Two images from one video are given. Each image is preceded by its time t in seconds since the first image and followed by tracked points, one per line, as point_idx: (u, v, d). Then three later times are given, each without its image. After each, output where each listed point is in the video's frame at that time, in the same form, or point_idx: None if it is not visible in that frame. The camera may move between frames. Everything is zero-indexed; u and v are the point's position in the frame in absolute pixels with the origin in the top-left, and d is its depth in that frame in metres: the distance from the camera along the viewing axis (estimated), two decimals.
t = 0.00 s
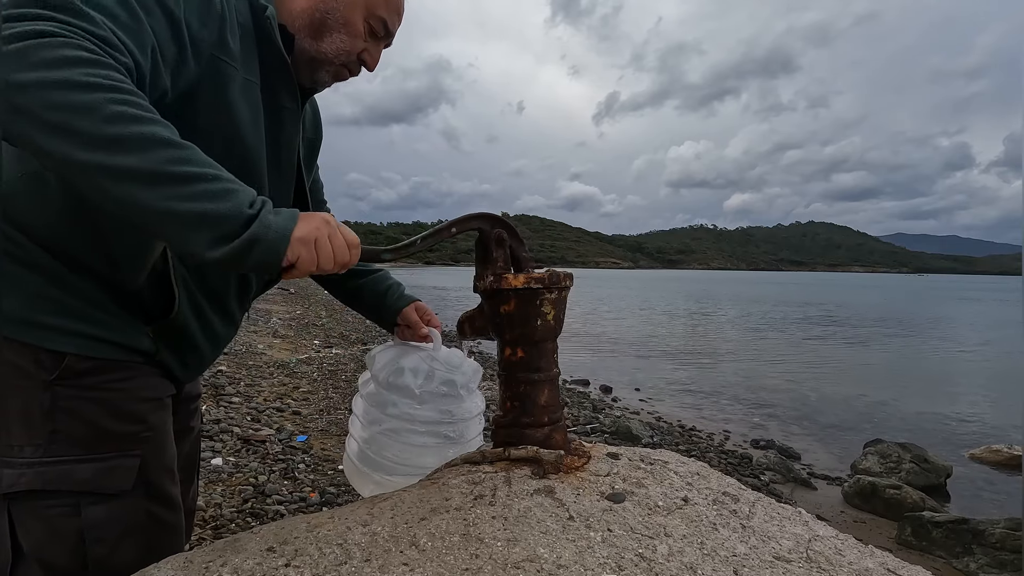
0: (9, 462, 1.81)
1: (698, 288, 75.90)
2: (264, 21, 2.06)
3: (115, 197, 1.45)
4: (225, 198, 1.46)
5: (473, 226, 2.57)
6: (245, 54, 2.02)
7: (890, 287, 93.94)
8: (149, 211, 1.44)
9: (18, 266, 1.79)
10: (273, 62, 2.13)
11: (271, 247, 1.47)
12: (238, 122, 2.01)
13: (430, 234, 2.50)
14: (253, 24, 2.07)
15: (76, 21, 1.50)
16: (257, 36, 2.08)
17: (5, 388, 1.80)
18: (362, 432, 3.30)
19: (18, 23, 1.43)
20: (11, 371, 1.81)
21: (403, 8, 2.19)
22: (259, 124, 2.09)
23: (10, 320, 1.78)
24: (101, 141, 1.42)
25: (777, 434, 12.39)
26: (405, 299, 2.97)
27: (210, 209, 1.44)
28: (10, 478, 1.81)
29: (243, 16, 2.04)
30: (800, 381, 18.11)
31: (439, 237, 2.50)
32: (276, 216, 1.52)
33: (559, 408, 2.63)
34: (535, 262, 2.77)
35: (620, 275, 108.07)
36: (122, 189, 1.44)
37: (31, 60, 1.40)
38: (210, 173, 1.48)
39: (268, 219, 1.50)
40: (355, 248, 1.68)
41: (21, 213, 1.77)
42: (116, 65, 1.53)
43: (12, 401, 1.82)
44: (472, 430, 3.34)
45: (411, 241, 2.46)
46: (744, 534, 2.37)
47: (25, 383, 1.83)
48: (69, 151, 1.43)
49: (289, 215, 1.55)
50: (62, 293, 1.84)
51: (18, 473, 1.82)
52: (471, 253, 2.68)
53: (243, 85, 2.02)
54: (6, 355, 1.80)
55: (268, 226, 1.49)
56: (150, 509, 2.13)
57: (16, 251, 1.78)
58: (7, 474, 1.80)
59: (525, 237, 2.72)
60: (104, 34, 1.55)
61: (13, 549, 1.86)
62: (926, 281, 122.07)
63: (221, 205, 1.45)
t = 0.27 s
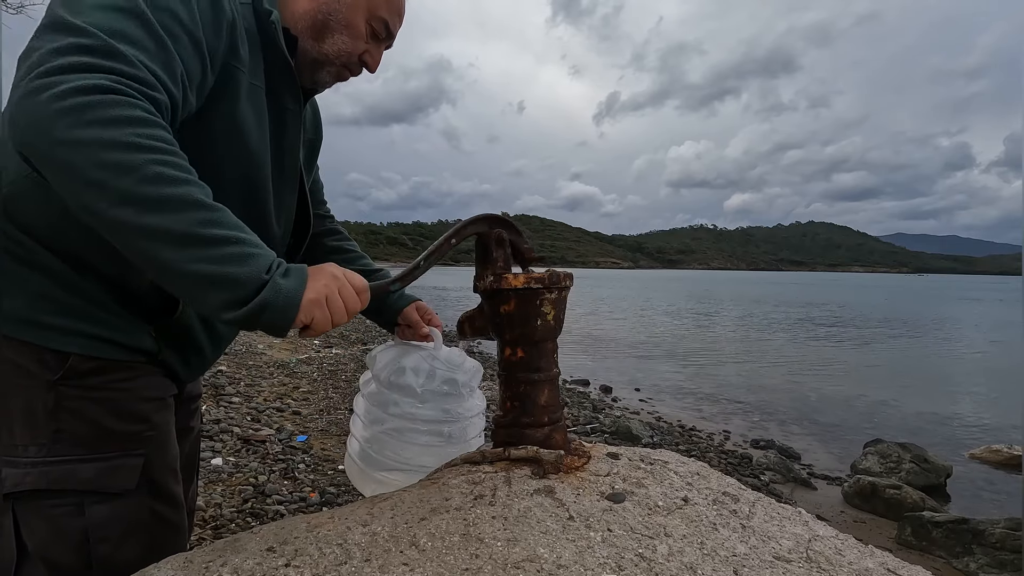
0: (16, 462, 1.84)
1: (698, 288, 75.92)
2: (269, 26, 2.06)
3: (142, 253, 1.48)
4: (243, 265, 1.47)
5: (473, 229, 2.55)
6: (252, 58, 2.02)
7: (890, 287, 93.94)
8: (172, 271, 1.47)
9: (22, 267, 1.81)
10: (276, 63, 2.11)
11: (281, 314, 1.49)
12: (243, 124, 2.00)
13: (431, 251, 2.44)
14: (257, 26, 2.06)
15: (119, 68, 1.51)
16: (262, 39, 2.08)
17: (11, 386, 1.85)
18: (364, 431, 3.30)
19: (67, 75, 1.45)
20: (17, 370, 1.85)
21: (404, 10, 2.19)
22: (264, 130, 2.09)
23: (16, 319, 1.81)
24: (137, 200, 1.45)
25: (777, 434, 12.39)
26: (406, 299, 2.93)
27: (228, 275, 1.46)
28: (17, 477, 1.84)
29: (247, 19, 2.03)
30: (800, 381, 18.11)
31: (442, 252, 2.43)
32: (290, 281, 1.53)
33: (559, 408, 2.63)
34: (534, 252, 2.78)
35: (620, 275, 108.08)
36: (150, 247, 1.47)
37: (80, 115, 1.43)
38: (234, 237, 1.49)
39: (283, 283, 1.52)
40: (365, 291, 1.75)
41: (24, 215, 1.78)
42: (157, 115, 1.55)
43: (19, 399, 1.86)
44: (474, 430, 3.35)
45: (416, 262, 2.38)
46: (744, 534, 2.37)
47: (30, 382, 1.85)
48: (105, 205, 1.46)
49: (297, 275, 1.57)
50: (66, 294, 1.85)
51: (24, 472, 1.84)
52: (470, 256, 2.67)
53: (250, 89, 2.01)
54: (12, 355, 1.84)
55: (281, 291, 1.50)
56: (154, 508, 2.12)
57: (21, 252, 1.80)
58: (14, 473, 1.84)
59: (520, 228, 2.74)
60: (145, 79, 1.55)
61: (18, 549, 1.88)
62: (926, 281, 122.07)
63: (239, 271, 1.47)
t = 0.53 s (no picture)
0: (20, 461, 1.85)
1: (698, 288, 75.95)
2: (274, 31, 2.02)
3: (171, 283, 1.51)
4: (269, 305, 1.53)
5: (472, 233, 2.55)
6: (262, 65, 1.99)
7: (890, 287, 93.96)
8: (200, 304, 1.51)
9: (27, 266, 1.82)
10: (281, 66, 2.06)
11: (300, 357, 1.55)
12: (249, 129, 1.98)
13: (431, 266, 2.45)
14: (262, 29, 2.01)
15: (165, 100, 1.54)
16: (268, 44, 2.03)
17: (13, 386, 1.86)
18: (365, 430, 3.31)
19: (114, 105, 1.47)
20: (21, 370, 1.85)
21: (407, 12, 2.18)
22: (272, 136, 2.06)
23: (20, 319, 1.83)
24: (175, 233, 1.48)
25: (777, 433, 12.39)
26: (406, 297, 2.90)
27: (255, 314, 1.51)
28: (22, 476, 1.84)
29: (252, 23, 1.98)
30: (800, 381, 18.11)
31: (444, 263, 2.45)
32: (310, 326, 1.60)
33: (559, 408, 2.62)
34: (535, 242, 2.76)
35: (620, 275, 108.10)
36: (180, 279, 1.50)
37: (128, 148, 1.46)
38: (264, 278, 1.54)
39: (302, 327, 1.58)
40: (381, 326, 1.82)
41: (30, 214, 1.79)
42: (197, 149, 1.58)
43: (23, 399, 1.87)
44: (475, 429, 3.34)
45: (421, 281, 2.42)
46: (744, 534, 2.37)
47: (33, 381, 1.86)
48: (140, 235, 1.48)
49: (317, 319, 1.64)
50: (70, 293, 1.85)
51: (28, 471, 1.85)
52: (470, 257, 2.67)
53: (258, 96, 1.99)
54: (16, 356, 1.85)
55: (301, 335, 1.56)
56: (158, 508, 2.12)
57: (25, 251, 1.81)
58: (18, 472, 1.84)
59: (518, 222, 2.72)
60: (187, 112, 1.59)
61: (22, 550, 1.88)
62: (926, 281, 122.09)
63: (265, 311, 1.52)
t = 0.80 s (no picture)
0: (21, 461, 1.85)
1: (698, 288, 75.93)
2: (276, 34, 2.01)
3: (200, 309, 1.53)
4: (293, 338, 1.55)
5: (472, 236, 2.51)
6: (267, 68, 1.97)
7: (890, 287, 93.98)
8: (226, 332, 1.53)
9: (29, 267, 1.82)
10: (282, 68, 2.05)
11: (318, 390, 1.58)
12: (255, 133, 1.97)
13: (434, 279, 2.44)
14: (265, 33, 2.00)
15: (205, 129, 1.55)
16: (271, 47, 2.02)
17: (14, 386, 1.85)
18: (362, 430, 3.30)
19: (158, 132, 1.49)
20: (22, 370, 1.85)
21: (407, 13, 2.19)
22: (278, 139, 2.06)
23: (22, 320, 1.82)
24: (210, 261, 1.49)
25: (777, 433, 12.40)
26: (405, 297, 2.90)
27: (280, 346, 1.53)
28: (23, 476, 1.84)
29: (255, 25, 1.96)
30: (800, 381, 18.12)
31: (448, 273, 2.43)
32: (329, 360, 1.62)
33: (559, 408, 2.62)
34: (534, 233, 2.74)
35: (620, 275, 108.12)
36: (209, 306, 1.51)
37: (171, 176, 1.48)
38: (291, 310, 1.57)
39: (321, 361, 1.60)
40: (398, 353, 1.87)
41: (32, 216, 1.79)
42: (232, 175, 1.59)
43: (25, 399, 1.87)
44: (472, 428, 3.35)
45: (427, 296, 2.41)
46: (744, 534, 2.37)
47: (35, 382, 1.86)
48: (175, 260, 1.50)
49: (335, 353, 1.66)
50: (72, 294, 1.85)
51: (29, 471, 1.85)
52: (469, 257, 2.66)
53: (266, 100, 1.99)
54: (16, 356, 1.85)
55: (320, 370, 1.58)
56: (159, 507, 2.12)
57: (26, 252, 1.81)
58: (20, 472, 1.84)
59: (515, 217, 2.68)
60: (224, 140, 1.61)
61: (23, 550, 1.88)
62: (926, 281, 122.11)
63: (288, 343, 1.54)
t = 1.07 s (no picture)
0: (21, 462, 1.84)
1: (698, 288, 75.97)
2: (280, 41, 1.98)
3: (229, 328, 1.56)
4: (317, 359, 1.59)
5: (471, 241, 2.47)
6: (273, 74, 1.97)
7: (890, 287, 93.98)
8: (253, 351, 1.56)
9: (28, 268, 1.82)
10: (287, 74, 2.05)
11: (338, 411, 1.61)
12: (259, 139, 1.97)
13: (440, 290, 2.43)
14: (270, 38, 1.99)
15: (237, 151, 1.57)
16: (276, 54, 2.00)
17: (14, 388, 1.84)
18: (361, 430, 3.30)
19: (194, 155, 1.51)
20: (21, 370, 1.84)
21: (409, 16, 2.19)
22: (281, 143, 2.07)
23: (21, 321, 1.82)
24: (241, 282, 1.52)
25: (777, 433, 12.40)
26: (405, 298, 2.91)
27: (305, 367, 1.57)
28: (23, 477, 1.83)
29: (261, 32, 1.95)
30: (800, 381, 18.12)
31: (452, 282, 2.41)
32: (348, 382, 1.65)
33: (559, 408, 2.62)
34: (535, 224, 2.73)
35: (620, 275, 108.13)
36: (239, 326, 1.54)
37: (207, 199, 1.50)
38: (317, 332, 1.60)
39: (341, 383, 1.63)
40: (416, 374, 1.88)
41: (30, 219, 1.79)
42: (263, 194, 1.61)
43: (24, 400, 1.86)
44: (471, 428, 3.34)
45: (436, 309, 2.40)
46: (744, 534, 2.37)
47: (34, 383, 1.85)
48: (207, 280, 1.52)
49: (355, 376, 1.69)
50: (72, 295, 1.85)
51: (29, 473, 1.84)
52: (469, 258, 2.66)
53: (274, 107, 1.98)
54: (15, 357, 1.84)
55: (339, 391, 1.62)
56: (159, 508, 2.13)
57: (25, 253, 1.81)
58: (20, 473, 1.83)
59: (512, 212, 2.63)
60: (254, 161, 1.62)
61: (23, 551, 1.87)
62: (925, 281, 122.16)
63: (313, 364, 1.58)
